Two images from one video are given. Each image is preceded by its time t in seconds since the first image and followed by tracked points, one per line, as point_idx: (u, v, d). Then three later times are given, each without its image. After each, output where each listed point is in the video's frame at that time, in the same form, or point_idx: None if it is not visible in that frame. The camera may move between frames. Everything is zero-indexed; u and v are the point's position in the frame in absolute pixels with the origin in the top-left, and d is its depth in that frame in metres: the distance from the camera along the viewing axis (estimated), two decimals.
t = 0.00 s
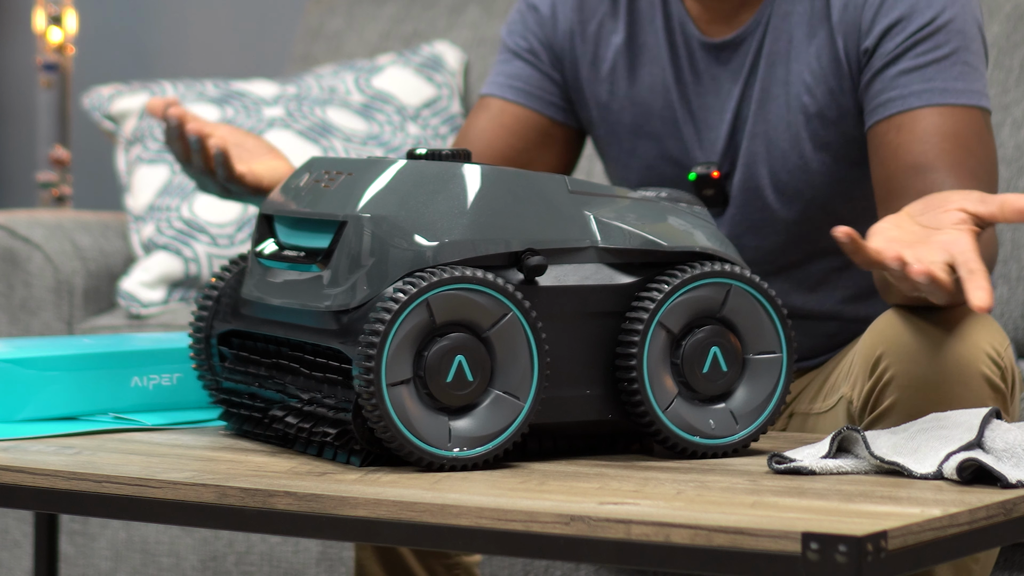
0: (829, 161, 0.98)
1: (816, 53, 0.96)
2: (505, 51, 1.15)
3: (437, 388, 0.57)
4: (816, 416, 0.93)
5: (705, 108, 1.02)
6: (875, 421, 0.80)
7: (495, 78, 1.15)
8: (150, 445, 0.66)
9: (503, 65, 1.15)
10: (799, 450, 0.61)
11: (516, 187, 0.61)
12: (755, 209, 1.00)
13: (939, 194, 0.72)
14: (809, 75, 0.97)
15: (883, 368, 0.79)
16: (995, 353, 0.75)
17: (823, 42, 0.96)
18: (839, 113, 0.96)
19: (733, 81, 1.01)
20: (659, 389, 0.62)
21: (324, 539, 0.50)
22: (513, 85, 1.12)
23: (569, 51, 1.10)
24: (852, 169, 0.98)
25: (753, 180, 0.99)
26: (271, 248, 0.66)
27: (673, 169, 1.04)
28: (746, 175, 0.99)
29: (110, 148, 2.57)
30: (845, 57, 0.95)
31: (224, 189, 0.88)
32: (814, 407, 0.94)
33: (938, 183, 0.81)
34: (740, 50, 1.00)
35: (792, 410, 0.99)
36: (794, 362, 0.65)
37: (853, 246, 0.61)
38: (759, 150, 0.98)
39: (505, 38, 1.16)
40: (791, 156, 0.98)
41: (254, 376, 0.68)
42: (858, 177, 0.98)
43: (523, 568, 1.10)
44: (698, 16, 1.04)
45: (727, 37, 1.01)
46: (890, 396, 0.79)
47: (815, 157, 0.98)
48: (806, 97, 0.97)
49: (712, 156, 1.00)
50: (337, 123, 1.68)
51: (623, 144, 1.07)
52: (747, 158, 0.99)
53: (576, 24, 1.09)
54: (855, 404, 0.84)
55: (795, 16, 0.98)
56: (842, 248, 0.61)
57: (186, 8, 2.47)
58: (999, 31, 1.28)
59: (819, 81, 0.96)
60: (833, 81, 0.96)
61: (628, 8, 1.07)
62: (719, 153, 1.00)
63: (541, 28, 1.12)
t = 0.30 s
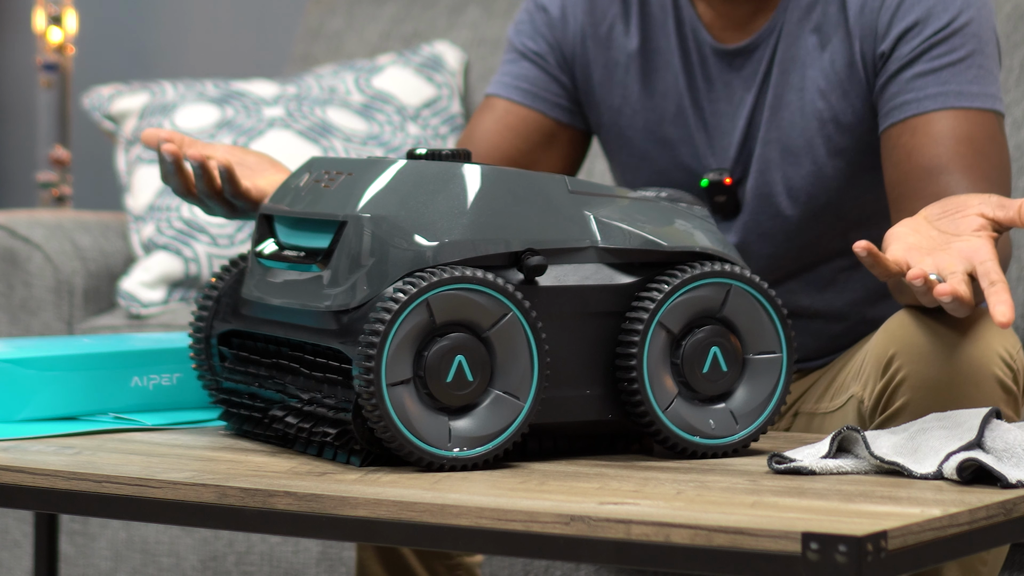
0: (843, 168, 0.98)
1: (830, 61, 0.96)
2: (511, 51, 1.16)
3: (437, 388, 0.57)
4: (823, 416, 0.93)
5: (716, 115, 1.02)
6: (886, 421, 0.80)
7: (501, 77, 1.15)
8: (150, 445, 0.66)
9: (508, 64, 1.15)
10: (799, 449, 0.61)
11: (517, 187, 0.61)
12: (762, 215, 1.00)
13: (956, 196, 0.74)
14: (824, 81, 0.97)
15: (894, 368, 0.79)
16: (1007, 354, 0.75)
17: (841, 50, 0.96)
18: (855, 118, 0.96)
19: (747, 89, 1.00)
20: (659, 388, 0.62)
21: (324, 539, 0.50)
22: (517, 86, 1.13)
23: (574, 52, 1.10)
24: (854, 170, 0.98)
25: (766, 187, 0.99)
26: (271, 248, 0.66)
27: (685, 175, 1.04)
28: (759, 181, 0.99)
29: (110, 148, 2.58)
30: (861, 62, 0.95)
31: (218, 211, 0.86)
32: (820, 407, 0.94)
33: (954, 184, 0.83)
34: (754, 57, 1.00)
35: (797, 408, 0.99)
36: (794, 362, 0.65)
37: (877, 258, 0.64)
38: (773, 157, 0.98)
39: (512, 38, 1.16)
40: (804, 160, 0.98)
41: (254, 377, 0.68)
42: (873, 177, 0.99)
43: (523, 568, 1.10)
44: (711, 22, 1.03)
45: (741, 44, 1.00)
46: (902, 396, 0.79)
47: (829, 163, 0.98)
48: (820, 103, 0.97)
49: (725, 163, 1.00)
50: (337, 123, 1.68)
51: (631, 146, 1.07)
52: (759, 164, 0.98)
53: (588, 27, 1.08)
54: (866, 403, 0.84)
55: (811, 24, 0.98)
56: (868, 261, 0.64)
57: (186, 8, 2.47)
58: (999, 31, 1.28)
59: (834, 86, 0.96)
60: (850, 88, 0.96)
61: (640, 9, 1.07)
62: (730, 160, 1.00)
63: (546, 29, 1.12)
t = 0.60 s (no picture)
0: (843, 167, 0.98)
1: (830, 62, 0.96)
2: (511, 51, 1.16)
3: (437, 388, 0.57)
4: (822, 416, 0.93)
5: (716, 115, 1.02)
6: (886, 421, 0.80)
7: (501, 77, 1.15)
8: (150, 445, 0.66)
9: (509, 64, 1.15)
10: (799, 449, 0.61)
11: (517, 187, 0.61)
12: (763, 216, 1.00)
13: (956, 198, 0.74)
14: (824, 82, 0.97)
15: (892, 368, 0.79)
16: (1006, 354, 0.75)
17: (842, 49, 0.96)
18: (854, 119, 0.96)
19: (748, 90, 1.00)
20: (659, 388, 0.62)
21: (324, 539, 0.50)
22: (517, 86, 1.13)
23: (576, 51, 1.10)
24: (855, 170, 0.98)
25: (766, 188, 0.99)
26: (271, 248, 0.66)
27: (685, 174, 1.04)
28: (759, 182, 0.99)
29: (110, 147, 2.58)
30: (861, 61, 0.95)
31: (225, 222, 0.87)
32: (819, 407, 0.94)
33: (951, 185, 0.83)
34: (755, 57, 1.00)
35: (797, 410, 0.99)
36: (794, 362, 0.65)
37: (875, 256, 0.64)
38: (774, 158, 0.98)
39: (512, 38, 1.16)
40: (806, 160, 0.98)
41: (254, 376, 0.68)
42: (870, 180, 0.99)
43: (523, 568, 1.10)
44: (713, 23, 1.04)
45: (743, 44, 1.00)
46: (900, 397, 0.79)
47: (829, 163, 0.98)
48: (820, 104, 0.97)
49: (725, 163, 1.00)
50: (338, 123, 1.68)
51: (633, 147, 1.07)
52: (760, 165, 0.99)
53: (589, 27, 1.08)
54: (865, 404, 0.84)
55: (812, 23, 0.98)
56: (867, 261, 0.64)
57: (186, 8, 2.47)
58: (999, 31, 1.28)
59: (834, 89, 0.96)
60: (846, 85, 0.96)
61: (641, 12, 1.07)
62: (731, 161, 1.00)
63: (546, 30, 1.12)
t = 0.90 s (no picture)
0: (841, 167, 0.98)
1: (823, 63, 0.97)
2: (509, 50, 1.16)
3: (437, 388, 0.57)
4: (817, 417, 0.93)
5: (709, 113, 1.02)
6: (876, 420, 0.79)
7: (500, 77, 1.15)
8: (150, 445, 0.66)
9: (508, 64, 1.16)
10: (799, 449, 0.61)
11: (518, 187, 0.61)
12: (761, 215, 0.99)
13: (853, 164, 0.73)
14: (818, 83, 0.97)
15: (882, 368, 0.79)
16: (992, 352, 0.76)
17: (835, 48, 0.96)
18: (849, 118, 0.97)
19: (741, 88, 1.00)
20: (659, 388, 0.62)
21: (324, 539, 0.50)
22: (516, 86, 1.13)
23: (575, 51, 1.10)
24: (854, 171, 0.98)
25: (763, 187, 0.99)
26: (271, 248, 0.66)
27: (679, 168, 1.04)
28: (751, 181, 0.99)
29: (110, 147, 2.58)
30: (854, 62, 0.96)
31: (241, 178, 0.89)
32: (814, 408, 0.94)
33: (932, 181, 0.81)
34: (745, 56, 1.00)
35: (790, 412, 0.98)
36: (794, 363, 0.65)
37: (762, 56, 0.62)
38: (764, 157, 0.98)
39: (511, 37, 1.17)
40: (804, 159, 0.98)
41: (254, 377, 0.68)
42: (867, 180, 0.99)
43: (523, 568, 1.10)
44: (708, 19, 1.04)
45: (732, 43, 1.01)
46: (889, 397, 0.78)
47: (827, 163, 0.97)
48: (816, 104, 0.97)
49: (716, 162, 1.01)
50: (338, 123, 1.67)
51: (632, 146, 1.07)
52: (753, 164, 0.99)
53: (585, 26, 1.09)
54: (853, 405, 0.84)
55: (803, 25, 0.98)
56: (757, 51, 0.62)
57: (186, 8, 2.47)
58: (999, 31, 1.28)
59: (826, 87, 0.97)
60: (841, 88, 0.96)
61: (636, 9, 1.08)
62: (722, 158, 1.00)
63: (546, 28, 1.13)
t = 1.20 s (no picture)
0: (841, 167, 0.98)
1: (823, 63, 0.97)
2: (509, 50, 1.16)
3: (437, 387, 0.57)
4: (818, 416, 0.93)
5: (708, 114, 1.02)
6: (876, 420, 0.80)
7: (499, 77, 1.15)
8: (150, 445, 0.66)
9: (506, 65, 1.16)
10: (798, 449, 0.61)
11: (518, 187, 0.61)
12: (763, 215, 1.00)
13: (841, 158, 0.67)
14: (815, 84, 0.97)
15: (883, 368, 0.79)
16: (994, 354, 0.76)
17: (834, 49, 0.96)
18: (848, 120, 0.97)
19: (740, 89, 1.01)
20: (659, 389, 0.62)
21: (324, 539, 0.50)
22: (515, 87, 1.13)
23: (573, 51, 1.10)
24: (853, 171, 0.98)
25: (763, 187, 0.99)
26: (271, 248, 0.66)
27: (677, 171, 1.05)
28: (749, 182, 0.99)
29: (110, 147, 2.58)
30: (853, 63, 0.95)
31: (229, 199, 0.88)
32: (815, 407, 0.94)
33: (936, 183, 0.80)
34: (747, 57, 1.00)
35: (792, 410, 0.99)
36: (794, 362, 0.65)
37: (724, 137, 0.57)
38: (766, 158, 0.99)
39: (511, 37, 1.17)
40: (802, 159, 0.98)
41: (254, 376, 0.68)
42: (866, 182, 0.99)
43: (522, 568, 1.10)
44: (707, 20, 1.03)
45: (735, 44, 1.01)
46: (890, 397, 0.78)
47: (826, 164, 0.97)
48: (813, 105, 0.97)
49: (716, 163, 1.00)
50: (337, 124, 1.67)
51: (632, 147, 1.07)
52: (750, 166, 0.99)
53: (584, 27, 1.09)
54: (854, 406, 0.84)
55: (801, 27, 0.98)
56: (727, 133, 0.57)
57: (186, 8, 2.47)
58: (999, 32, 1.28)
59: (826, 88, 0.97)
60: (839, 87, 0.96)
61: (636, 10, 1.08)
62: (721, 160, 1.00)
63: (545, 29, 1.13)
